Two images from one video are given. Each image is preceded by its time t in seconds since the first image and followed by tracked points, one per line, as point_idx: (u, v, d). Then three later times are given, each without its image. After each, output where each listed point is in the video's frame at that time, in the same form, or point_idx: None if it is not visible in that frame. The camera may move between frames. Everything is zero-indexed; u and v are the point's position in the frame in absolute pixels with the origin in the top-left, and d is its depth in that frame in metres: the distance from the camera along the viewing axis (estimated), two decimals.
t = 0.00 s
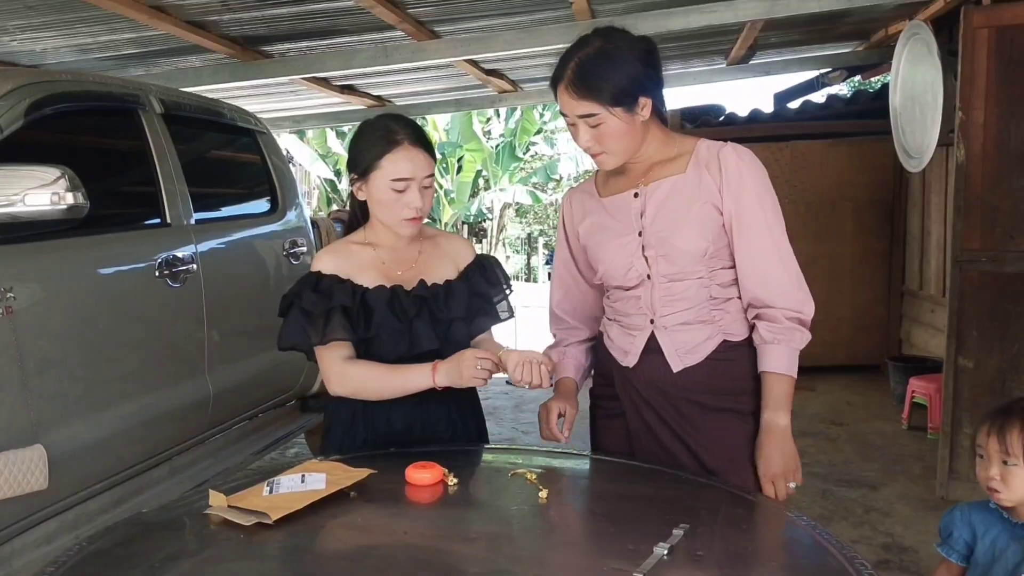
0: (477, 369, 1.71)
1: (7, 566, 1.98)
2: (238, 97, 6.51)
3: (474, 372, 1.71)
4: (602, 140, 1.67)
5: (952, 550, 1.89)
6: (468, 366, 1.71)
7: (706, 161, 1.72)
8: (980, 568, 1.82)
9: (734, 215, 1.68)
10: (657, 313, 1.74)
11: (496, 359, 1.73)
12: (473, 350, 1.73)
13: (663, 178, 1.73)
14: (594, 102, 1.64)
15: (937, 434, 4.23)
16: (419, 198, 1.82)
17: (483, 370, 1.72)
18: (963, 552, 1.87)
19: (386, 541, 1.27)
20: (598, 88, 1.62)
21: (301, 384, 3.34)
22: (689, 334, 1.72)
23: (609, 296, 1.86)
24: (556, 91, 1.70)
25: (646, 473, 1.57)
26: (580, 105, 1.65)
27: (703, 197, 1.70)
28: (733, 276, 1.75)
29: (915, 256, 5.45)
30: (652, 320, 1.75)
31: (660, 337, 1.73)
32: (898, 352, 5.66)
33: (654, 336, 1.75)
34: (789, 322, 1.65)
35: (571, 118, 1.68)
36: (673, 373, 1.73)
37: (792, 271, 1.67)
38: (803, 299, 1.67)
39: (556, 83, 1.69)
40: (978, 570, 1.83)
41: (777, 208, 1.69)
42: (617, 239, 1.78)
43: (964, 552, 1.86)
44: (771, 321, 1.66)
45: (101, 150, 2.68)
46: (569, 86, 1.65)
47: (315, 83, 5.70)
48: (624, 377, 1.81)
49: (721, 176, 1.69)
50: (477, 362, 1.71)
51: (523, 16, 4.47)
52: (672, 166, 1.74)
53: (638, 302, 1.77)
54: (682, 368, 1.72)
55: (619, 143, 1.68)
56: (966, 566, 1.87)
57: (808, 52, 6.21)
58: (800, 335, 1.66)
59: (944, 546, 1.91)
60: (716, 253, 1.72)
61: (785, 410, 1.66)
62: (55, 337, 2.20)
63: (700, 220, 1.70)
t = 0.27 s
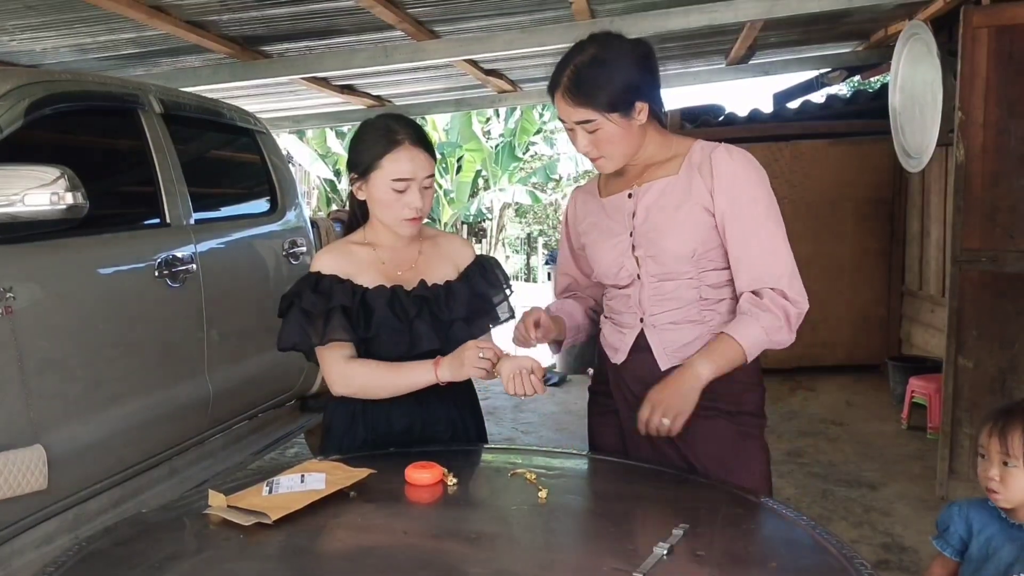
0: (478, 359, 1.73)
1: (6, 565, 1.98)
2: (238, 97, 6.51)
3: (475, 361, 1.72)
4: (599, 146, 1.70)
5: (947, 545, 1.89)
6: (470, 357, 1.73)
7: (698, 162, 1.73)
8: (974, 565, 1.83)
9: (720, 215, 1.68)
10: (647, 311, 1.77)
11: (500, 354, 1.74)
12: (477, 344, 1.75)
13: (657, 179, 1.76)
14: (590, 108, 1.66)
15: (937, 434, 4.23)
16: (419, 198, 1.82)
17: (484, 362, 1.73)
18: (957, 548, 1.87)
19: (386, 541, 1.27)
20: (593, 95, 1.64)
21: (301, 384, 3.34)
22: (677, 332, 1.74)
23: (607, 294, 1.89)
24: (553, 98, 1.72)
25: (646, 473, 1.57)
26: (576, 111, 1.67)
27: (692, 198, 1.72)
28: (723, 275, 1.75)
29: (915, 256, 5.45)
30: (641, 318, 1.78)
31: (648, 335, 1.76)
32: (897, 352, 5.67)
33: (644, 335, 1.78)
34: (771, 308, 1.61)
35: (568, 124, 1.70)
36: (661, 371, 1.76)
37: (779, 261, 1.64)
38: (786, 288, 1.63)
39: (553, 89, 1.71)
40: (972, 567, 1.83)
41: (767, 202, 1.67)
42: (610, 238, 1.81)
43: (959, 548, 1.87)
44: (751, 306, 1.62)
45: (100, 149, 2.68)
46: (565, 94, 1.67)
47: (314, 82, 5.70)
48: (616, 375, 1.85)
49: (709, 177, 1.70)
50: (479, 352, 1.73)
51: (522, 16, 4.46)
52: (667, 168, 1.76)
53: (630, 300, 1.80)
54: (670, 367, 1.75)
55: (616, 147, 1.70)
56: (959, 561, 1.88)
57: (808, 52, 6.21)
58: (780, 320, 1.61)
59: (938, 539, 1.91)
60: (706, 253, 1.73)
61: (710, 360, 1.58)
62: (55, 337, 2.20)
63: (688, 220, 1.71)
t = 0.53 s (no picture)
0: (448, 397, 1.75)
1: (5, 565, 1.98)
2: (237, 97, 6.51)
3: (444, 399, 1.75)
4: (600, 154, 1.72)
5: (941, 534, 1.91)
6: (439, 395, 1.75)
7: (684, 166, 1.75)
8: (965, 557, 1.85)
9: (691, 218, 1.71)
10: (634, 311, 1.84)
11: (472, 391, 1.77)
12: (449, 379, 1.77)
13: (648, 181, 1.80)
14: (590, 118, 1.67)
15: (935, 433, 4.23)
16: (421, 198, 1.82)
17: (454, 400, 1.75)
18: (951, 539, 1.89)
19: (385, 540, 1.27)
20: (593, 105, 1.65)
21: (300, 384, 3.34)
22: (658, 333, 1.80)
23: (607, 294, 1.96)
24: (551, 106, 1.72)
25: (644, 473, 1.58)
26: (577, 122, 1.68)
27: (672, 201, 1.75)
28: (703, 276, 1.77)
29: (913, 255, 5.46)
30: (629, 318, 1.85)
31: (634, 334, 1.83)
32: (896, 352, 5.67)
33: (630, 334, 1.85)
34: (697, 310, 1.67)
35: (568, 133, 1.71)
36: (647, 369, 1.81)
37: (725, 266, 1.66)
38: (722, 291, 1.65)
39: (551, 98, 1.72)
40: (963, 559, 1.85)
41: (736, 206, 1.67)
42: (603, 239, 1.88)
43: (952, 539, 1.89)
44: (685, 302, 1.69)
45: (98, 149, 2.68)
46: (564, 104, 1.68)
47: (313, 82, 5.70)
48: (612, 372, 1.91)
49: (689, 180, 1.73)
50: (450, 391, 1.75)
51: (521, 15, 4.46)
52: (660, 171, 1.79)
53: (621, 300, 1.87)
54: (657, 366, 1.79)
55: (616, 154, 1.72)
56: (951, 550, 1.90)
57: (806, 52, 6.21)
58: (702, 322, 1.66)
59: (933, 527, 1.93)
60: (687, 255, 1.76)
61: (621, 330, 1.71)
62: (54, 336, 2.20)
63: (667, 224, 1.75)
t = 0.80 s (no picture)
0: (397, 449, 1.64)
1: (6, 563, 1.98)
2: (237, 95, 6.51)
3: (393, 451, 1.64)
4: (597, 158, 1.74)
5: (944, 528, 1.91)
6: (387, 447, 1.64)
7: (678, 166, 1.75)
8: (964, 551, 1.86)
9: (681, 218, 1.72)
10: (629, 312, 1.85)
11: (420, 451, 1.65)
12: (401, 431, 1.67)
13: (642, 181, 1.81)
14: (587, 124, 1.67)
15: (936, 432, 4.23)
16: (419, 199, 1.82)
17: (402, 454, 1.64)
18: (953, 532, 1.90)
19: (385, 539, 1.27)
20: (589, 111, 1.65)
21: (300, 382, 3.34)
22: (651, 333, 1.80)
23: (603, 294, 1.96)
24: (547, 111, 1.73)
25: (645, 471, 1.57)
26: (574, 128, 1.69)
27: (663, 200, 1.76)
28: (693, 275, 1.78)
29: (914, 254, 5.45)
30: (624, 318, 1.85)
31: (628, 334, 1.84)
32: (897, 351, 5.67)
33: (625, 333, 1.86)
34: (679, 310, 1.67)
35: (565, 138, 1.72)
36: (642, 367, 1.81)
37: (709, 267, 1.66)
38: (704, 292, 1.65)
39: (548, 103, 1.72)
40: (962, 552, 1.86)
41: (725, 207, 1.67)
42: (597, 240, 1.89)
43: (954, 533, 1.89)
44: (668, 303, 1.70)
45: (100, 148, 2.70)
46: (561, 111, 1.68)
47: (313, 81, 5.70)
48: (609, 370, 1.92)
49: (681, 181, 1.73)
50: (399, 444, 1.64)
51: (522, 14, 4.46)
52: (655, 171, 1.80)
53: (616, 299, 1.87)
54: (651, 364, 1.80)
55: (612, 157, 1.74)
56: (954, 544, 1.91)
57: (807, 50, 6.21)
58: (682, 322, 1.67)
59: (937, 520, 1.94)
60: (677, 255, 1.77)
61: (606, 332, 1.73)
62: (55, 335, 2.20)
63: (658, 223, 1.75)
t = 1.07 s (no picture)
0: (400, 450, 1.64)
1: (8, 563, 1.98)
2: (238, 96, 6.51)
3: (395, 452, 1.64)
4: (598, 158, 1.74)
5: (947, 528, 1.91)
6: (390, 448, 1.64)
7: (677, 165, 1.76)
8: (969, 551, 1.86)
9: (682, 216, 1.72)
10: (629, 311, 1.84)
11: (424, 452, 1.66)
12: (405, 433, 1.67)
13: (641, 181, 1.81)
14: (589, 124, 1.67)
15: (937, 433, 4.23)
16: (419, 199, 1.82)
17: (404, 455, 1.64)
18: (957, 532, 1.89)
19: (387, 539, 1.27)
20: (591, 112, 1.65)
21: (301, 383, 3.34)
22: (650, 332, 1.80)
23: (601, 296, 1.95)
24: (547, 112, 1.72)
25: (646, 472, 1.57)
26: (576, 128, 1.69)
27: (663, 199, 1.76)
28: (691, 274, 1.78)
29: (915, 254, 5.45)
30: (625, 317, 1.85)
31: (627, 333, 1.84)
32: (898, 351, 5.67)
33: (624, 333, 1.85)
34: (676, 305, 1.68)
35: (566, 138, 1.71)
36: (644, 366, 1.81)
37: (707, 262, 1.67)
38: (702, 287, 1.66)
39: (548, 104, 1.71)
40: (967, 552, 1.86)
41: (724, 204, 1.68)
42: (596, 240, 1.89)
43: (958, 533, 1.89)
44: (668, 300, 1.70)
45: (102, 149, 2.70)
46: (562, 112, 1.68)
47: (315, 81, 5.71)
48: (608, 369, 1.91)
49: (681, 179, 1.74)
50: (401, 446, 1.65)
51: (523, 14, 4.46)
52: (654, 171, 1.80)
53: (615, 299, 1.87)
54: (653, 363, 1.79)
55: (613, 157, 1.74)
56: (958, 544, 1.90)
57: (808, 51, 6.21)
58: (681, 317, 1.67)
59: (940, 520, 1.94)
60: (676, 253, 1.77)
61: (603, 330, 1.73)
62: (56, 335, 2.20)
63: (659, 222, 1.76)
